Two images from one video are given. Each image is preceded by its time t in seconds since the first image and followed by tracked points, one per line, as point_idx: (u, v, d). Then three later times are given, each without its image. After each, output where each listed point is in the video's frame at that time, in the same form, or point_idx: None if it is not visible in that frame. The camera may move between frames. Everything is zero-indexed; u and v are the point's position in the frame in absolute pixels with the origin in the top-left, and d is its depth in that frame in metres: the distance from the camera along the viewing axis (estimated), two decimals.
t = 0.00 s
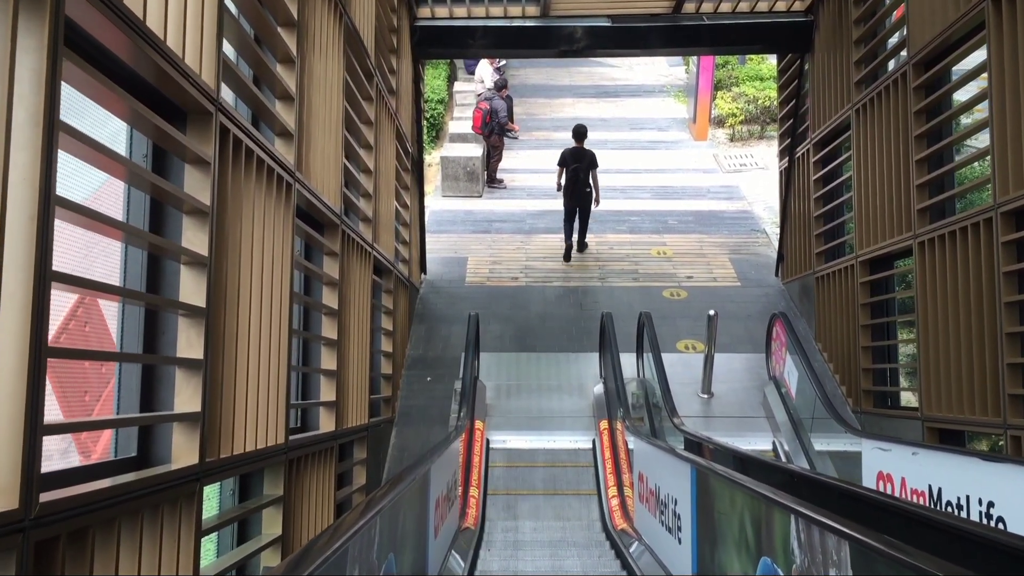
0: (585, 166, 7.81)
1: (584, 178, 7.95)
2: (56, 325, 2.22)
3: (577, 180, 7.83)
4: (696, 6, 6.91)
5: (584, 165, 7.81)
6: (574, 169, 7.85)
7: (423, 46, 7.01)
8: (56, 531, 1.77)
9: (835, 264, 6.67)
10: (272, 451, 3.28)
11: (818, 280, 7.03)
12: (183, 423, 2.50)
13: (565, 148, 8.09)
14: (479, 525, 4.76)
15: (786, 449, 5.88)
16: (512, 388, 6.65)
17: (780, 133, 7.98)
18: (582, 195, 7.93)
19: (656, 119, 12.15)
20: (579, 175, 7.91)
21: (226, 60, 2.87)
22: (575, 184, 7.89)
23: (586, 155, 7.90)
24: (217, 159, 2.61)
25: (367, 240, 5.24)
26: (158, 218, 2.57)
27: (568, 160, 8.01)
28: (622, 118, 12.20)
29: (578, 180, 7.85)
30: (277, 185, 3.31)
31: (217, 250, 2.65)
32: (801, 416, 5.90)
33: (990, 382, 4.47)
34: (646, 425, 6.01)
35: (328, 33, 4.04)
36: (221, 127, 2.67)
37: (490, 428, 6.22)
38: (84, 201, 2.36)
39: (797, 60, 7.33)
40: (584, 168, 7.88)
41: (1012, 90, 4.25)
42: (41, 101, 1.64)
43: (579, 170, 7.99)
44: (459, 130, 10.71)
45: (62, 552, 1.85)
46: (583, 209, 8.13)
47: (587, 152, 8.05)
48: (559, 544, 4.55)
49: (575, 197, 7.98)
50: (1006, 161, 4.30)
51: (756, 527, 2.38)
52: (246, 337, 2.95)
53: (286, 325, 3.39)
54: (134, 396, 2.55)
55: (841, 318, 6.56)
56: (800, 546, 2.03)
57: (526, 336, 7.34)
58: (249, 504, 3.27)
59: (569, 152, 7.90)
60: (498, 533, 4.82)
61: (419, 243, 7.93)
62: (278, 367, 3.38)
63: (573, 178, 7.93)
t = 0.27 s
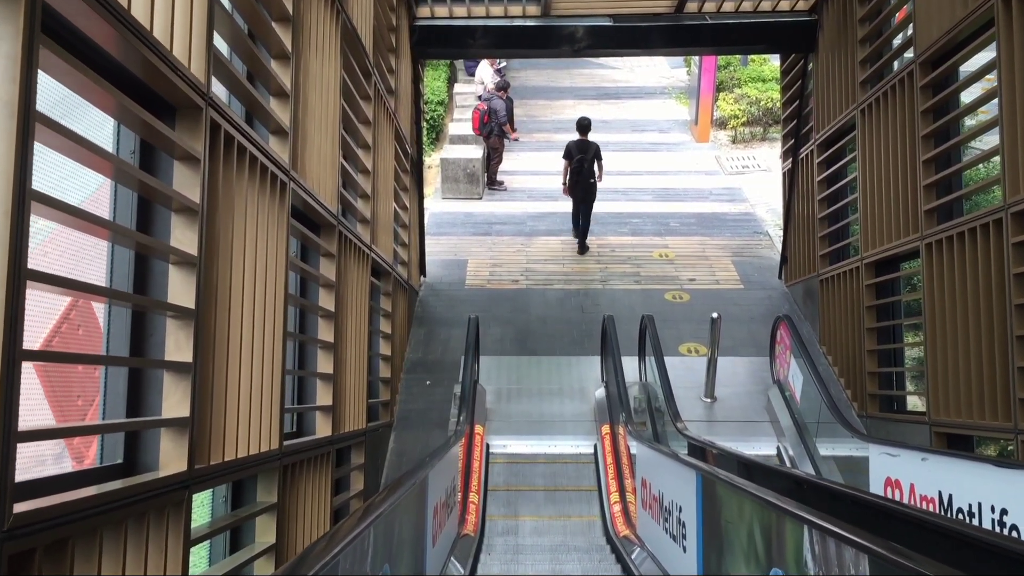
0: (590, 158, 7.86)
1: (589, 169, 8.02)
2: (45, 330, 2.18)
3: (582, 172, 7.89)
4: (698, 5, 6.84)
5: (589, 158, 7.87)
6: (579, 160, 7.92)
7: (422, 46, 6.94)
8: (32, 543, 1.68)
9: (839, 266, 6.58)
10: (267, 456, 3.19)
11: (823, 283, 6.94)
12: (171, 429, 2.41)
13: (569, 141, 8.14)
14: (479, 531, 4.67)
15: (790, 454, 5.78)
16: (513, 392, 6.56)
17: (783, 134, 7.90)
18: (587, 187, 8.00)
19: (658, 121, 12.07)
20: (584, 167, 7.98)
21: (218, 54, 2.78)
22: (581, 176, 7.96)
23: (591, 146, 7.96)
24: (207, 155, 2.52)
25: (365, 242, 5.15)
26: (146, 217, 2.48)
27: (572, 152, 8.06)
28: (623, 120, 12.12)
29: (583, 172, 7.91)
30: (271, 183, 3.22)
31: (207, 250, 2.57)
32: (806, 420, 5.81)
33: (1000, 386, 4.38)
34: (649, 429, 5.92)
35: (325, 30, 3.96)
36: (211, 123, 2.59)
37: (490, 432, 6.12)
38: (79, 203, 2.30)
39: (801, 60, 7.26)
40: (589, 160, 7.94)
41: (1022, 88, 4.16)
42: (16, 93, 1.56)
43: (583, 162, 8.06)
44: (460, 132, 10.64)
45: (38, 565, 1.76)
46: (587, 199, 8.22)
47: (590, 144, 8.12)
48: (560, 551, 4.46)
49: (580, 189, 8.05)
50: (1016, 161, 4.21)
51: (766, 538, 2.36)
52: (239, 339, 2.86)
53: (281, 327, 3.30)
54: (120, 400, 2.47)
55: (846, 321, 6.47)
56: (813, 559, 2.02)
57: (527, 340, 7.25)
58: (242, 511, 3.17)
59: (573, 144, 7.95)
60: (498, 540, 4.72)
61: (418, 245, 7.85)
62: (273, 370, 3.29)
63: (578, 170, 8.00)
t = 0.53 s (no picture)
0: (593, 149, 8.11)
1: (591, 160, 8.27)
2: (35, 333, 2.12)
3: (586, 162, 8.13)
4: (701, 3, 6.77)
5: (592, 148, 8.12)
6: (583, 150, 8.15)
7: (422, 45, 6.86)
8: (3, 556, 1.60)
9: (844, 268, 6.49)
10: (260, 461, 3.10)
11: (827, 284, 6.85)
12: (158, 434, 2.32)
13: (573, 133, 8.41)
14: (479, 538, 4.57)
15: (795, 459, 5.69)
16: (513, 395, 6.47)
17: (787, 134, 7.82)
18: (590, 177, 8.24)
19: (659, 122, 12.00)
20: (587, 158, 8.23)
21: (209, 47, 2.70)
22: (584, 167, 8.20)
23: (593, 138, 8.21)
24: (197, 150, 2.43)
25: (363, 243, 5.06)
26: (133, 214, 2.40)
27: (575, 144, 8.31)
28: (624, 121, 12.04)
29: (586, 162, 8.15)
30: (265, 181, 3.13)
31: (196, 249, 2.48)
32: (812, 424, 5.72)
33: (1011, 390, 4.29)
34: (651, 433, 5.83)
35: (321, 26, 3.88)
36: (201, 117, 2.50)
37: (490, 436, 6.03)
38: (75, 204, 2.26)
39: (804, 59, 7.18)
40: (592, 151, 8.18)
41: None
42: None
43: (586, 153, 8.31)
44: (460, 133, 10.55)
45: None
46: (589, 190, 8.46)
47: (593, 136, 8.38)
48: (562, 558, 4.36)
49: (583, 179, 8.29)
50: None
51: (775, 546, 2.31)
52: (230, 341, 2.77)
53: (276, 328, 3.22)
54: (105, 404, 2.38)
55: (851, 323, 6.38)
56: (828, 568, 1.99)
57: (527, 342, 7.17)
58: (235, 518, 3.08)
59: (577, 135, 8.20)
60: (499, 546, 4.62)
61: (418, 247, 7.77)
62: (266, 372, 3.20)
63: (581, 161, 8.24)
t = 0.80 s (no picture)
0: (596, 142, 8.20)
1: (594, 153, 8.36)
2: (25, 338, 2.08)
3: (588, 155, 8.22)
4: (703, 3, 6.70)
5: (594, 141, 8.20)
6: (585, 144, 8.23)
7: (421, 45, 6.79)
8: None
9: (849, 270, 6.41)
10: (253, 468, 3.02)
11: (832, 287, 6.76)
12: (144, 440, 2.23)
13: (574, 126, 8.51)
14: (479, 545, 4.48)
15: (800, 464, 5.60)
16: (514, 399, 6.38)
17: (790, 135, 7.75)
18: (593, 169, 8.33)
19: (660, 124, 11.92)
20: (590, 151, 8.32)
21: (200, 42, 2.61)
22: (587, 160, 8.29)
23: (595, 131, 8.32)
24: (185, 147, 2.35)
25: (360, 244, 4.98)
26: (119, 214, 2.32)
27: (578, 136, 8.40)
28: (625, 123, 11.97)
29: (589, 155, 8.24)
30: (259, 180, 3.05)
31: (185, 249, 2.39)
32: (816, 429, 5.63)
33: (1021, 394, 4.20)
34: (654, 439, 5.75)
35: (317, 22, 3.80)
36: (189, 112, 2.41)
37: (490, 441, 5.94)
38: (70, 206, 2.23)
39: (808, 59, 7.10)
40: (594, 144, 8.27)
41: None
42: None
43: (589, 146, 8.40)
44: (460, 135, 10.48)
45: None
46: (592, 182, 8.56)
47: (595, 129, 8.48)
48: (563, 566, 4.27)
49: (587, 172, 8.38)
50: None
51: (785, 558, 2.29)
52: (221, 344, 2.69)
53: (270, 331, 3.13)
54: (90, 409, 2.29)
55: (856, 326, 6.29)
56: None
57: (528, 346, 7.08)
58: (227, 527, 2.98)
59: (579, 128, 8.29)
60: (499, 553, 4.53)
61: (417, 249, 7.69)
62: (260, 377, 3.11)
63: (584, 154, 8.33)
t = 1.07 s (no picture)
0: (599, 139, 8.27)
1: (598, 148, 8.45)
2: (18, 341, 2.05)
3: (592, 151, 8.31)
4: (705, 4, 6.64)
5: (598, 138, 8.27)
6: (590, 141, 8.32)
7: (421, 47, 6.72)
8: None
9: (854, 274, 6.32)
10: (247, 477, 2.92)
11: (836, 291, 6.67)
12: (129, 448, 2.14)
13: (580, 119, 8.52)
14: (478, 554, 4.38)
15: (805, 471, 5.50)
16: (514, 405, 6.28)
17: (793, 138, 7.68)
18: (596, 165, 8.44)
19: (662, 128, 11.85)
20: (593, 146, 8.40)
21: (190, 37, 2.52)
22: (590, 155, 8.39)
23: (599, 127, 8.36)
24: (173, 144, 2.26)
25: (357, 248, 4.89)
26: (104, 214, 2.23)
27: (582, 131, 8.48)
28: (626, 127, 11.90)
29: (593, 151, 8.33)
30: (252, 180, 2.96)
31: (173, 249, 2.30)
32: (822, 435, 5.53)
33: None
34: (657, 445, 5.65)
35: (312, 20, 3.72)
36: (177, 108, 2.33)
37: (490, 448, 5.83)
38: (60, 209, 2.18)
39: (811, 61, 7.03)
40: (598, 140, 8.35)
41: None
42: None
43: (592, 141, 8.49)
44: (459, 138, 10.41)
45: None
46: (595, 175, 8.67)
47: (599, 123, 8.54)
48: None
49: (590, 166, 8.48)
50: None
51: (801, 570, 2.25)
52: (212, 349, 2.60)
53: (264, 336, 3.04)
54: (72, 415, 2.20)
55: (861, 330, 6.20)
56: None
57: (528, 351, 6.99)
58: (218, 538, 2.88)
59: (583, 124, 8.35)
60: (500, 563, 4.43)
61: (416, 253, 7.61)
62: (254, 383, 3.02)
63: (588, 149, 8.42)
